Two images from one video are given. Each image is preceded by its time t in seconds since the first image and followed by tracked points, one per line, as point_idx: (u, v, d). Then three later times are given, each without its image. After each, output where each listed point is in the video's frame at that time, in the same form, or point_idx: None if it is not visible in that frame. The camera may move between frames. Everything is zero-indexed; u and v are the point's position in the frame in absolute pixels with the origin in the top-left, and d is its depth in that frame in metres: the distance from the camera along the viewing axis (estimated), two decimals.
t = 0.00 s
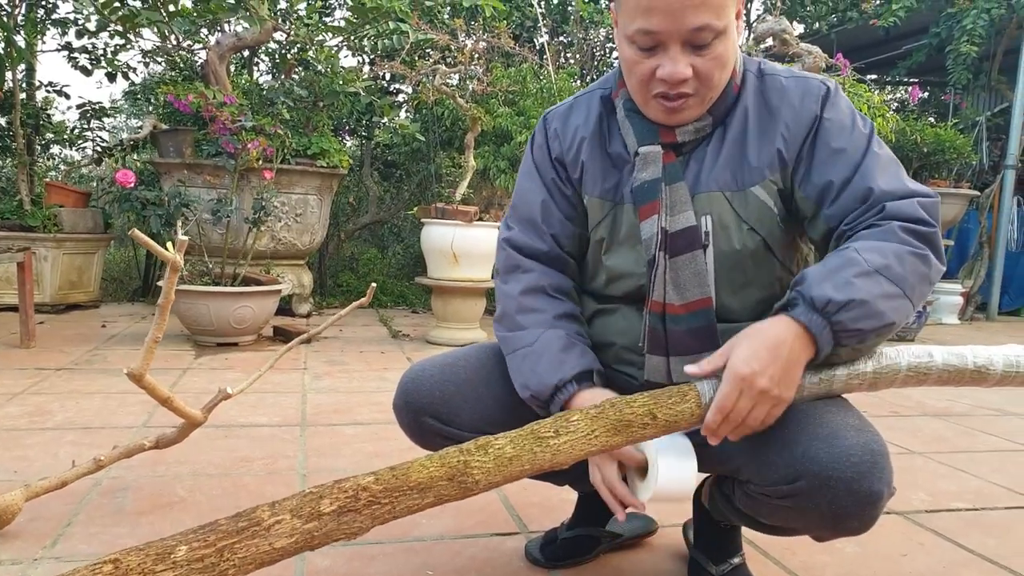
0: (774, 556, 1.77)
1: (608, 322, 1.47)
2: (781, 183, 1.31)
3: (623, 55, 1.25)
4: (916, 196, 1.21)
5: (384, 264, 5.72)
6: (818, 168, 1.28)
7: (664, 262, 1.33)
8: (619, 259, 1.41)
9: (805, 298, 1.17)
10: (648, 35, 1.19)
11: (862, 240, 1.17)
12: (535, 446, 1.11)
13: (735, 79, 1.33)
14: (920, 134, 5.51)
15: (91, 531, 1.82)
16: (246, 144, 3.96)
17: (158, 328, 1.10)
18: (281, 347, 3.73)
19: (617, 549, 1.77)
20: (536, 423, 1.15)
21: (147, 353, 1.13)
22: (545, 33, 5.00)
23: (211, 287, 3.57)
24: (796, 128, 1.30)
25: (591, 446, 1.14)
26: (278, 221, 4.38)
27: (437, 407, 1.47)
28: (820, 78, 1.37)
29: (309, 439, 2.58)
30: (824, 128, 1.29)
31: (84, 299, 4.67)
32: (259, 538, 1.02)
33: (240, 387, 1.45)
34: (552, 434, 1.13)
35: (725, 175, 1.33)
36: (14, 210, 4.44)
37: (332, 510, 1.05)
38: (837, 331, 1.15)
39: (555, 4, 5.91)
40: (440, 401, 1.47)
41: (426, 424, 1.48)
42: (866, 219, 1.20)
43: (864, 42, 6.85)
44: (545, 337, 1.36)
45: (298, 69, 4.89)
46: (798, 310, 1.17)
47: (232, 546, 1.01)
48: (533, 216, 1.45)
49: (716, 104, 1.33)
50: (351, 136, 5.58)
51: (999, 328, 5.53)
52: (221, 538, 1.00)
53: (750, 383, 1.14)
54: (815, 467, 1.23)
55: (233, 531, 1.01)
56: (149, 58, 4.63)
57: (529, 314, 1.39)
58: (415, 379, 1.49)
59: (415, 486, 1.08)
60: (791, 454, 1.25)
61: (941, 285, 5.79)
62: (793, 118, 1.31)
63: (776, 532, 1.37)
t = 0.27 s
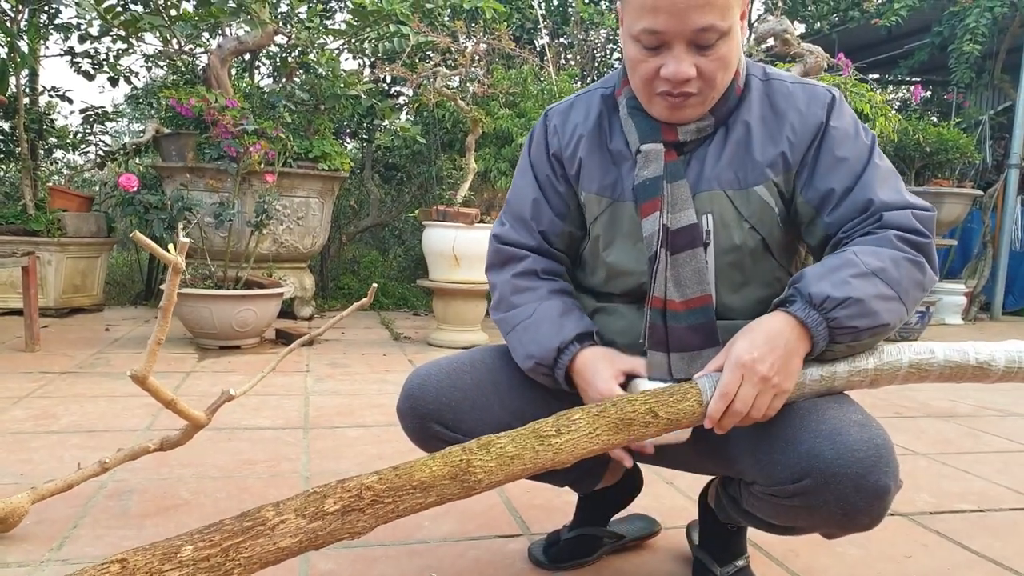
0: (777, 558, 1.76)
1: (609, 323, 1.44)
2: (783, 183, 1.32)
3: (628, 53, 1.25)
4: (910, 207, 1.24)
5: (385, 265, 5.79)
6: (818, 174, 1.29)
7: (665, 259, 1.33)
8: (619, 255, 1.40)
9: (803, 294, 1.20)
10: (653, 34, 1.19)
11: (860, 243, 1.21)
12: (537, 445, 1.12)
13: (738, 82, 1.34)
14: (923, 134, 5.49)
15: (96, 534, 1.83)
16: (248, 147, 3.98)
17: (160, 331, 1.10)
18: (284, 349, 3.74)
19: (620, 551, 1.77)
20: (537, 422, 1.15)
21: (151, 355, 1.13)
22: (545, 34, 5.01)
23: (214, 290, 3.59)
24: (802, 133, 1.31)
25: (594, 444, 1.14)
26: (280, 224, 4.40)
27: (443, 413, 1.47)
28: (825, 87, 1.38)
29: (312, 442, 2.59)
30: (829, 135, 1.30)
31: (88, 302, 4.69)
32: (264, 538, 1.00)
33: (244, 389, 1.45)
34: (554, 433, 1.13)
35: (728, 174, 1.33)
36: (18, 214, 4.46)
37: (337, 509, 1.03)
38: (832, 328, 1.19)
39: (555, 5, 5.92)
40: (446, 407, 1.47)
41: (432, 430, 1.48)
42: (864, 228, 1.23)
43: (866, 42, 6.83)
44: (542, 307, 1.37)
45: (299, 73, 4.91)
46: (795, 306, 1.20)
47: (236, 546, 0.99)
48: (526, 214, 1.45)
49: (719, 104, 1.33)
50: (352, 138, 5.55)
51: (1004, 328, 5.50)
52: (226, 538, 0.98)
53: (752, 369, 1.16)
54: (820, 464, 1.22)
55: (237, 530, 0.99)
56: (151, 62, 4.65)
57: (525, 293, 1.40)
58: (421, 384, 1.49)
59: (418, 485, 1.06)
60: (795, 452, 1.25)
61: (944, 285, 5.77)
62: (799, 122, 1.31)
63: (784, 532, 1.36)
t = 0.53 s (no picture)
0: (778, 560, 1.77)
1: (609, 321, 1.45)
2: (784, 184, 1.32)
3: (631, 51, 1.26)
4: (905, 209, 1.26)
5: (386, 267, 5.79)
6: (817, 175, 1.30)
7: (669, 252, 1.34)
8: (619, 251, 1.40)
9: (800, 289, 1.21)
10: (657, 32, 1.20)
11: (856, 241, 1.23)
12: (536, 446, 1.12)
13: (737, 83, 1.35)
14: (921, 137, 5.51)
15: (95, 536, 1.83)
16: (249, 149, 3.99)
17: (160, 333, 1.10)
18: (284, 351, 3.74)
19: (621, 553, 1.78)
20: (537, 424, 1.15)
21: (151, 356, 1.13)
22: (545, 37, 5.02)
23: (214, 292, 3.58)
24: (802, 134, 1.32)
25: (594, 446, 1.15)
26: (281, 225, 4.40)
27: (447, 424, 1.48)
28: (823, 91, 1.39)
29: (312, 444, 2.59)
30: (828, 138, 1.31)
31: (87, 304, 4.68)
32: (263, 541, 0.98)
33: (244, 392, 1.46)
34: (553, 435, 1.13)
35: (730, 172, 1.33)
36: (17, 215, 4.46)
37: (337, 512, 1.02)
38: (828, 323, 1.20)
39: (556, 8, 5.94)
40: (449, 418, 1.48)
41: (435, 440, 1.50)
42: (859, 227, 1.25)
43: (864, 45, 6.87)
44: (536, 287, 1.38)
45: (300, 75, 4.91)
46: (792, 300, 1.21)
47: (235, 548, 0.97)
48: (522, 212, 1.45)
49: (719, 104, 1.33)
50: (353, 140, 5.58)
51: (1002, 331, 5.52)
52: (225, 540, 0.96)
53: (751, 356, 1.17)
54: (821, 465, 1.23)
55: (237, 532, 0.97)
56: (152, 64, 4.65)
57: (520, 278, 1.40)
58: (423, 394, 1.49)
59: (418, 487, 1.06)
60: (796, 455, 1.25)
61: (942, 287, 5.79)
62: (800, 125, 1.33)
63: (787, 533, 1.37)
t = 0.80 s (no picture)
0: (776, 570, 1.77)
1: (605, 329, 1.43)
2: (784, 192, 1.34)
3: (632, 59, 1.27)
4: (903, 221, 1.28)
5: (384, 276, 5.80)
6: (818, 185, 1.33)
7: (673, 260, 1.33)
8: (619, 256, 1.39)
9: (785, 278, 1.23)
10: (657, 40, 1.22)
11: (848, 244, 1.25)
12: (537, 465, 1.13)
13: (737, 92, 1.36)
14: (915, 147, 5.54)
15: (91, 549, 1.82)
16: (247, 159, 3.98)
17: (159, 347, 1.10)
18: (282, 362, 3.73)
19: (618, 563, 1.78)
20: (538, 441, 1.16)
21: (150, 371, 1.13)
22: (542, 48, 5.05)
23: (211, 303, 3.59)
24: (803, 145, 1.34)
25: (595, 464, 1.16)
26: (279, 235, 4.41)
27: (441, 450, 1.49)
28: (821, 103, 1.42)
29: (309, 455, 2.58)
30: (829, 150, 1.33)
31: (84, 314, 4.67)
32: (261, 559, 1.00)
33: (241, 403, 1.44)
34: (554, 452, 1.14)
35: (732, 179, 1.35)
36: (15, 226, 4.46)
37: (336, 530, 1.03)
38: (806, 316, 1.22)
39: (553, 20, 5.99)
40: (442, 443, 1.48)
41: (429, 466, 1.50)
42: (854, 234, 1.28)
43: (858, 56, 6.92)
44: (535, 275, 1.34)
45: (298, 85, 4.93)
46: (777, 288, 1.23)
47: (234, 567, 0.99)
48: (521, 207, 1.41)
49: (719, 112, 1.35)
50: (351, 150, 5.60)
51: (998, 340, 5.54)
52: (223, 559, 0.98)
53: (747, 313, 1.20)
54: (823, 486, 1.23)
55: (235, 551, 0.99)
56: (150, 75, 4.66)
57: (516, 268, 1.35)
58: (416, 421, 1.50)
59: (417, 506, 1.07)
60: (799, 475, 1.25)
61: (938, 296, 5.81)
62: (801, 135, 1.35)
63: (786, 549, 1.37)
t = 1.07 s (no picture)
0: None
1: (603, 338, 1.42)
2: (781, 206, 1.35)
3: (631, 74, 1.27)
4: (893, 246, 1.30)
5: (380, 288, 5.81)
6: (812, 202, 1.34)
7: (672, 275, 1.34)
8: (619, 266, 1.39)
9: (776, 304, 1.24)
10: (656, 56, 1.22)
11: (836, 268, 1.26)
12: (536, 482, 1.14)
13: (734, 107, 1.37)
14: (908, 156, 5.57)
15: (87, 567, 1.81)
16: (242, 173, 3.99)
17: (160, 364, 1.03)
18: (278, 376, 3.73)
19: None
20: (538, 458, 1.17)
21: (151, 388, 1.06)
22: (536, 60, 5.07)
23: (207, 316, 3.58)
24: (800, 161, 1.36)
25: (594, 480, 1.17)
26: (274, 248, 4.40)
27: (440, 471, 1.48)
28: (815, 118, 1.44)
29: (306, 469, 2.58)
30: (823, 168, 1.35)
31: (79, 329, 4.65)
32: None
33: (244, 419, 1.30)
34: (554, 469, 1.16)
35: (730, 195, 1.36)
36: (9, 241, 4.45)
37: (334, 549, 1.05)
38: (796, 341, 1.23)
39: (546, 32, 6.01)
40: (441, 462, 1.48)
41: (428, 485, 1.50)
42: (841, 254, 1.30)
43: (850, 66, 6.96)
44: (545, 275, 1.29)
45: (293, 98, 4.94)
46: (767, 312, 1.24)
47: None
48: (525, 207, 1.38)
49: (716, 126, 1.35)
50: (346, 162, 5.61)
51: (991, 347, 5.56)
52: None
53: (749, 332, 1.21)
54: (824, 504, 1.22)
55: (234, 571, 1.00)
56: (145, 89, 4.66)
57: (524, 267, 1.31)
58: (414, 440, 1.49)
59: (417, 524, 1.08)
60: (799, 492, 1.25)
61: (932, 304, 5.84)
62: (797, 151, 1.36)
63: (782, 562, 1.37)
